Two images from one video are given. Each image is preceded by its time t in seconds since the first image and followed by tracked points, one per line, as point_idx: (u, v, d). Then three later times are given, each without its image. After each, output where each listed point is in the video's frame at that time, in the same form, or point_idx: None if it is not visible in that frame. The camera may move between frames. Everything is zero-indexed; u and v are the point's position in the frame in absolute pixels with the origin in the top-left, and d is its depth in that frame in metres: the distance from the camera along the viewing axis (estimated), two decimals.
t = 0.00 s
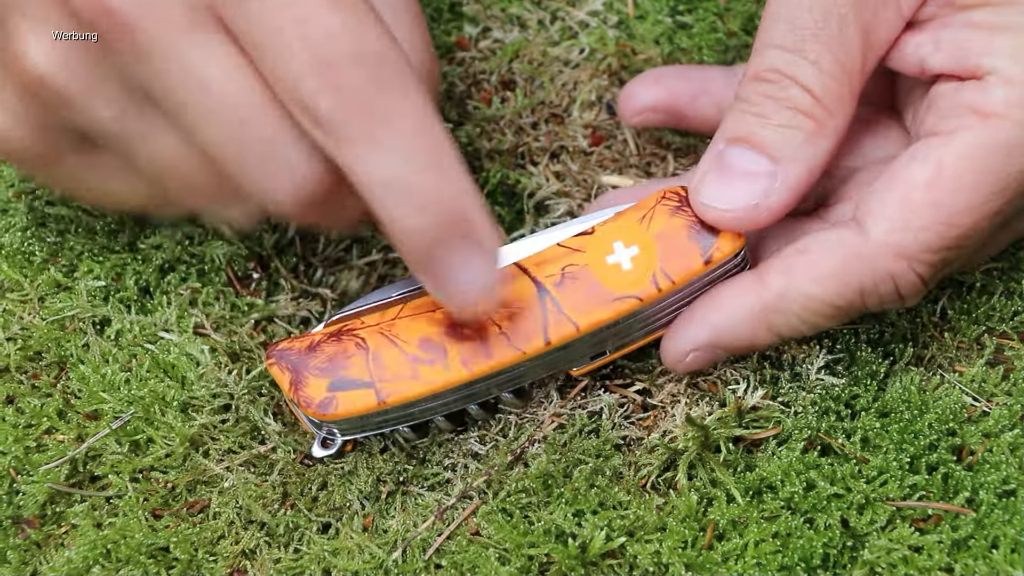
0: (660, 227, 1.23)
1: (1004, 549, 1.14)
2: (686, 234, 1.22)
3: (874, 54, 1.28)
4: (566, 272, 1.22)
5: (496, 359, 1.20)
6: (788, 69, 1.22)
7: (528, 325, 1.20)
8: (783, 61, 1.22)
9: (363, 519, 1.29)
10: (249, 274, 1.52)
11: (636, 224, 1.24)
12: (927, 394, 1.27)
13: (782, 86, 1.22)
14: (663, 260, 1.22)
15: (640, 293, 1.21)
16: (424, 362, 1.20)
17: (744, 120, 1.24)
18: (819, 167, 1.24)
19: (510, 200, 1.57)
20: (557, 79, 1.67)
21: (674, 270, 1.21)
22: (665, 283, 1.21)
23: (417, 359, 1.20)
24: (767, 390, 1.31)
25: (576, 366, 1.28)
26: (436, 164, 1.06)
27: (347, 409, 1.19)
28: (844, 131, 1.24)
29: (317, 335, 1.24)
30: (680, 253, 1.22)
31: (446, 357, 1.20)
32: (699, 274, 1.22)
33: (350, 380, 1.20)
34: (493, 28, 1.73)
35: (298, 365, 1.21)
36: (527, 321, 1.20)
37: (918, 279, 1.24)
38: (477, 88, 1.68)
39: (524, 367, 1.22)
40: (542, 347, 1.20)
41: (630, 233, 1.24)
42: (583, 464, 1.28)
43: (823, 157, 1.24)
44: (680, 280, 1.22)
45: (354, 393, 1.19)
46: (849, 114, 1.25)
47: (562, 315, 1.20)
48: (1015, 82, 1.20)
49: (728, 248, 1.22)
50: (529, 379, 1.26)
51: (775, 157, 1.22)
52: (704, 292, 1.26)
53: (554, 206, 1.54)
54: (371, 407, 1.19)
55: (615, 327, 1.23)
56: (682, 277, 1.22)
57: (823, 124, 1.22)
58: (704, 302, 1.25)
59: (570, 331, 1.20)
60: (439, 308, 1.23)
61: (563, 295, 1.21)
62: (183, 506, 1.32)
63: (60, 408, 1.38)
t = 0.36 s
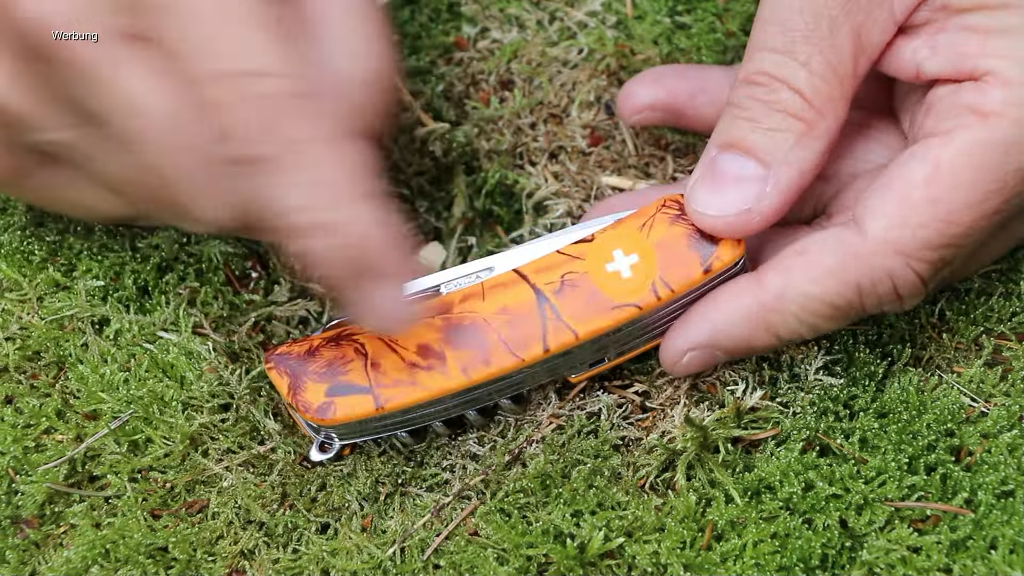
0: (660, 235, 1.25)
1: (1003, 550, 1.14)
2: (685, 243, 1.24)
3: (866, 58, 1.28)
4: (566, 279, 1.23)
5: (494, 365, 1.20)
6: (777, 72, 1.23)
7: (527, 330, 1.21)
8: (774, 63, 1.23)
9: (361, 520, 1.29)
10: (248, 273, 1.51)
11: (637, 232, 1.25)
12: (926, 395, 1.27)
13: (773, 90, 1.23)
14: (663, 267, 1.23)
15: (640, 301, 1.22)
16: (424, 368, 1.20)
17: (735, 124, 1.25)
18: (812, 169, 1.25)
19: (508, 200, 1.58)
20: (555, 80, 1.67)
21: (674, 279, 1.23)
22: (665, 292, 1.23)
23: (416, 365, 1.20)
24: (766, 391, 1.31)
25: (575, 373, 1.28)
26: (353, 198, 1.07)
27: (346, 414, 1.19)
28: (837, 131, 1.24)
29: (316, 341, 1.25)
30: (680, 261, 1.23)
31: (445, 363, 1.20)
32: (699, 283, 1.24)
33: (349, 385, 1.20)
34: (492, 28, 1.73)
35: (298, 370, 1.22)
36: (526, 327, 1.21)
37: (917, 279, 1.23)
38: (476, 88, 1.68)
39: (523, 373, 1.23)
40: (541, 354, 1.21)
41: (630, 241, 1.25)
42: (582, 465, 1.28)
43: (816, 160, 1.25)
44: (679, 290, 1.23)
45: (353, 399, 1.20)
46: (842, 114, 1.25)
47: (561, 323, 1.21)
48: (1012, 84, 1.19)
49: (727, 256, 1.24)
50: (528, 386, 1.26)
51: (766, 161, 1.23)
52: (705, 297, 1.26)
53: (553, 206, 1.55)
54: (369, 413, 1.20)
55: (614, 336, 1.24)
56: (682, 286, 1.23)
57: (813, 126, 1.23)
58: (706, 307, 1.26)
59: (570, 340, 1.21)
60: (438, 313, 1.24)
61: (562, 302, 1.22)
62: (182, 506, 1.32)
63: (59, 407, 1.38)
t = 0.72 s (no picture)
0: (659, 224, 1.24)
1: (1004, 549, 1.13)
2: (685, 230, 1.23)
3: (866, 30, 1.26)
4: (564, 269, 1.23)
5: (493, 356, 1.20)
6: (778, 39, 1.17)
7: (527, 320, 1.21)
8: (774, 29, 1.17)
9: (363, 518, 1.29)
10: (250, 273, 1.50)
11: (635, 221, 1.25)
12: (927, 394, 1.27)
13: (767, 54, 1.17)
14: (662, 255, 1.22)
15: (639, 290, 1.22)
16: (423, 360, 1.20)
17: (727, 90, 1.20)
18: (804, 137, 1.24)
19: (508, 199, 1.59)
20: (556, 79, 1.67)
21: (674, 267, 1.22)
22: (664, 279, 1.22)
23: (416, 356, 1.21)
24: (767, 390, 1.32)
25: (576, 364, 1.30)
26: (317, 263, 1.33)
27: (347, 407, 1.20)
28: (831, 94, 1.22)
29: (317, 335, 1.26)
30: (679, 249, 1.23)
31: (445, 354, 1.20)
32: (699, 270, 1.23)
33: (349, 378, 1.21)
34: (492, 27, 1.73)
35: (299, 365, 1.23)
36: (525, 317, 1.21)
37: (925, 275, 1.22)
38: (477, 87, 1.68)
39: (523, 363, 1.23)
40: (540, 344, 1.21)
41: (628, 230, 1.25)
42: (583, 464, 1.29)
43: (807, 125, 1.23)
44: (678, 276, 1.22)
45: (353, 392, 1.21)
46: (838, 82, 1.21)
47: (560, 313, 1.21)
48: (1012, 76, 1.19)
49: (727, 241, 1.23)
50: (528, 377, 1.26)
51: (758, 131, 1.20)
52: (714, 281, 1.25)
53: (553, 206, 1.56)
54: (369, 405, 1.20)
55: (615, 324, 1.24)
56: (681, 272, 1.22)
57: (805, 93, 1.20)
58: (711, 291, 1.24)
59: (570, 329, 1.21)
60: (438, 305, 1.24)
61: (561, 294, 1.22)
62: (185, 504, 1.32)
63: (63, 406, 1.38)
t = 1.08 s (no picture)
0: (619, 151, 1.29)
1: (1004, 545, 1.14)
2: (645, 150, 1.28)
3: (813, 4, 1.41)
4: (539, 218, 1.26)
5: (496, 317, 1.22)
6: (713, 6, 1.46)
7: (518, 272, 1.23)
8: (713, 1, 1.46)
9: (363, 518, 1.29)
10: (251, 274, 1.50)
11: (595, 154, 1.30)
12: (927, 390, 1.27)
13: (705, 22, 1.45)
14: (630, 180, 1.27)
15: (617, 217, 1.26)
16: (429, 340, 1.21)
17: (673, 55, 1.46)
18: (724, 88, 1.40)
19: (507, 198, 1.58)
20: (555, 79, 1.67)
21: (643, 186, 1.27)
22: (637, 202, 1.27)
23: (421, 340, 1.21)
24: (766, 386, 1.32)
25: (573, 308, 1.31)
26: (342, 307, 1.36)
27: (368, 405, 1.20)
28: (761, 61, 1.40)
29: (316, 347, 1.26)
30: (645, 169, 1.27)
31: (449, 330, 1.21)
32: (669, 182, 1.28)
33: (362, 378, 1.21)
34: (491, 27, 1.73)
35: (309, 379, 1.23)
36: (516, 270, 1.23)
37: (881, 172, 1.26)
38: (476, 87, 1.69)
39: (525, 318, 1.25)
40: (538, 292, 1.23)
41: (590, 163, 1.29)
42: (583, 462, 1.28)
43: (733, 88, 1.40)
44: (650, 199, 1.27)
45: (370, 389, 1.21)
46: (779, 47, 1.40)
47: (549, 258, 1.24)
48: None
49: (687, 147, 1.28)
50: (530, 332, 1.28)
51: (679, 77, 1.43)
52: (678, 191, 1.28)
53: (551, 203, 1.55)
54: (391, 397, 1.21)
55: (602, 257, 1.28)
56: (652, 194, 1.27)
57: (736, 53, 1.41)
58: (676, 199, 1.28)
59: (562, 270, 1.24)
60: (428, 285, 1.25)
61: (542, 239, 1.25)
62: (185, 504, 1.32)
63: (62, 407, 1.39)
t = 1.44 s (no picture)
0: (602, 127, 1.31)
1: (1004, 544, 1.13)
2: (629, 124, 1.31)
3: None
4: (529, 197, 1.28)
5: (492, 297, 1.23)
6: None
7: (511, 251, 1.25)
8: None
9: (362, 518, 1.29)
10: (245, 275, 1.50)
11: (580, 132, 1.32)
12: (927, 390, 1.27)
13: (681, 2, 1.45)
14: (617, 155, 1.29)
15: (606, 190, 1.28)
16: (427, 323, 1.22)
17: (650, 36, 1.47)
18: (696, 68, 1.40)
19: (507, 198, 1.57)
20: (555, 78, 1.67)
21: (630, 157, 1.29)
22: (626, 173, 1.29)
23: (420, 323, 1.22)
24: (766, 385, 1.32)
25: (569, 287, 1.32)
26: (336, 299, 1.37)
27: (371, 393, 1.21)
28: (731, 39, 1.40)
29: (317, 342, 1.27)
30: (630, 141, 1.30)
31: (447, 312, 1.22)
32: (655, 153, 1.30)
33: (362, 366, 1.22)
34: (491, 27, 1.74)
35: (310, 372, 1.24)
36: (509, 250, 1.25)
37: (859, 139, 1.22)
38: (475, 87, 1.69)
39: (522, 296, 1.26)
40: (534, 269, 1.24)
41: (576, 141, 1.32)
42: (583, 461, 1.28)
43: (703, 67, 1.40)
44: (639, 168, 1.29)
45: (371, 376, 1.21)
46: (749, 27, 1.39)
47: (542, 235, 1.25)
48: None
49: (670, 120, 1.30)
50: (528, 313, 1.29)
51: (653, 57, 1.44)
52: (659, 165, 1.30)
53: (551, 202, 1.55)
54: (393, 382, 1.21)
55: (595, 229, 1.29)
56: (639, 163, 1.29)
57: (707, 33, 1.40)
58: (660, 171, 1.30)
59: (555, 244, 1.25)
60: (424, 271, 1.27)
61: (533, 217, 1.27)
62: (185, 505, 1.32)
63: (61, 408, 1.39)
